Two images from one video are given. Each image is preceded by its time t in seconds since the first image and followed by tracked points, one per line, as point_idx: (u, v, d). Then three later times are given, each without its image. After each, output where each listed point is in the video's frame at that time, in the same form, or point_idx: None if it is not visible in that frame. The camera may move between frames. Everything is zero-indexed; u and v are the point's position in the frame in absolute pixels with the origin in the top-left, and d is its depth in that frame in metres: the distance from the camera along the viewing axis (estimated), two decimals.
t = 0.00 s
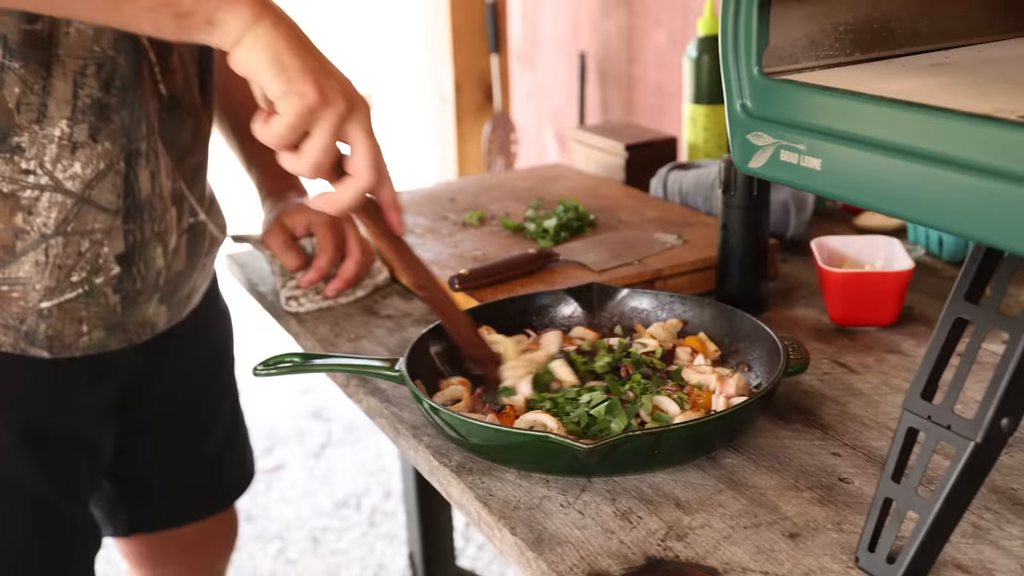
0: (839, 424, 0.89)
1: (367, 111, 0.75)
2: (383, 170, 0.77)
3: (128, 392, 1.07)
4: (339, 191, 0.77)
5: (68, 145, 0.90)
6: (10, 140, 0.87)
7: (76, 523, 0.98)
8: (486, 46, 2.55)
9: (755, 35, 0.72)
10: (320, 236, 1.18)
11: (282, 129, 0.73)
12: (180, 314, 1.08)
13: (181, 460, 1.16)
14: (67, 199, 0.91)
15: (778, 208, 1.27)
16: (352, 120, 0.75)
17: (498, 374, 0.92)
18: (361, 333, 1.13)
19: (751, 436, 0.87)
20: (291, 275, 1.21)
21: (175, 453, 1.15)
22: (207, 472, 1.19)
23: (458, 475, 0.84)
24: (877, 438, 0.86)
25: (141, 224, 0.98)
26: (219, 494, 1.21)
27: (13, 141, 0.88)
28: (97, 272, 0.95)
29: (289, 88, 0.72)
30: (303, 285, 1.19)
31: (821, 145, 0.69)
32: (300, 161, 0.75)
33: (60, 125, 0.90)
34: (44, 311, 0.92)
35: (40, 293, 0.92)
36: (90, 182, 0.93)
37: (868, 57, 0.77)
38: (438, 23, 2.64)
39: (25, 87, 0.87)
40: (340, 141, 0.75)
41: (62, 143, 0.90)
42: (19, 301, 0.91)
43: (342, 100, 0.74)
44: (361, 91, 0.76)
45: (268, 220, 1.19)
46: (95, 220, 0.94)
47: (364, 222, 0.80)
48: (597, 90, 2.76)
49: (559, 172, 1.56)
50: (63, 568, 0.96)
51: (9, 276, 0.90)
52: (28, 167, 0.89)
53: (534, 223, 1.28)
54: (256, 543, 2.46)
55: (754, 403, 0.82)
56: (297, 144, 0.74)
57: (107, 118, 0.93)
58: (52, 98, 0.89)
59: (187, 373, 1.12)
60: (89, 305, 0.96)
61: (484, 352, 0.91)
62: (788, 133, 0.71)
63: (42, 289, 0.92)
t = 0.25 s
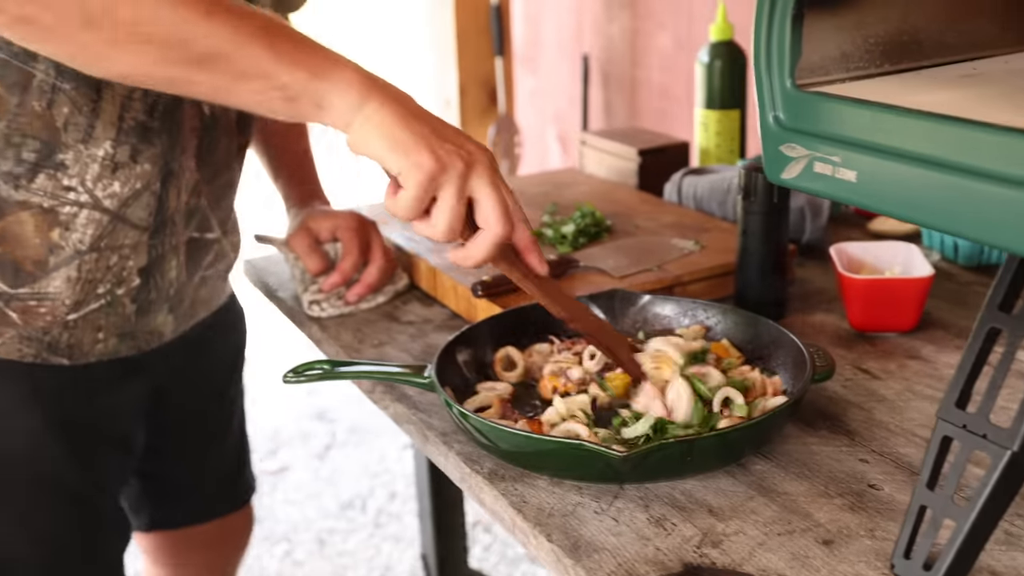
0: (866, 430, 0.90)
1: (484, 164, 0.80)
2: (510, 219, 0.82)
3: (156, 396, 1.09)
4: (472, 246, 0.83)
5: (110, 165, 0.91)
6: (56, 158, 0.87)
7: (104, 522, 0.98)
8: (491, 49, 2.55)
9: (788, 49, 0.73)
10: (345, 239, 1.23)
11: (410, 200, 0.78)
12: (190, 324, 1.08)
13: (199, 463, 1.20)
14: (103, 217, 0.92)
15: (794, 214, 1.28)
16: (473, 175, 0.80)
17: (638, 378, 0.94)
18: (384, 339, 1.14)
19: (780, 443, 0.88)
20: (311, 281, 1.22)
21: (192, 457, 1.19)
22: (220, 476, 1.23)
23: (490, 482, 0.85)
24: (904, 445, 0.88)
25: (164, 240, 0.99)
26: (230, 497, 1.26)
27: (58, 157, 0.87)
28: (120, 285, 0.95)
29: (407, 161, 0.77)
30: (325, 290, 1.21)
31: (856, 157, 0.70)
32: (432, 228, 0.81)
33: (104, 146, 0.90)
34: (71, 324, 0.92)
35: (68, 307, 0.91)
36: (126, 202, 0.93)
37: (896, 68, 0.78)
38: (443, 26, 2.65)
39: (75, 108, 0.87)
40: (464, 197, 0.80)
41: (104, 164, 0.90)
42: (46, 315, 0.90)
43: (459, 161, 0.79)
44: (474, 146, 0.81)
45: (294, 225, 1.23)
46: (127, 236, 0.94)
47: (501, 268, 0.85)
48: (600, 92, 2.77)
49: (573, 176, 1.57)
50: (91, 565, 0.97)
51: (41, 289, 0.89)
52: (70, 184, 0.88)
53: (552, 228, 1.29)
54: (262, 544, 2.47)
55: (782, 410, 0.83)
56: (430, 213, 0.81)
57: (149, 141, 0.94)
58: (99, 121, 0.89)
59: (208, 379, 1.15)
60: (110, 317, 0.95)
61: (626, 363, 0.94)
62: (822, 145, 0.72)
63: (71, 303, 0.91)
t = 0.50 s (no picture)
0: (898, 431, 0.92)
1: (472, 158, 0.76)
2: (494, 218, 0.76)
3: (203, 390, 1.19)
4: (450, 241, 0.76)
5: (169, 160, 0.99)
6: (118, 153, 0.96)
7: (156, 500, 1.04)
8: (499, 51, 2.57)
9: (831, 59, 0.74)
10: (375, 243, 1.25)
11: (392, 189, 0.75)
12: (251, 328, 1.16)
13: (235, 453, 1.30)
14: (162, 209, 1.00)
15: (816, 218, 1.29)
16: (457, 170, 0.75)
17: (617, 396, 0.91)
18: (414, 342, 1.16)
19: (815, 444, 0.90)
20: (341, 284, 1.25)
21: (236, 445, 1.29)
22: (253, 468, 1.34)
23: (532, 483, 0.87)
24: (937, 446, 0.89)
25: (226, 239, 1.07)
26: (268, 485, 1.37)
27: (121, 153, 0.96)
28: (183, 278, 1.04)
29: (393, 148, 0.74)
30: (354, 292, 1.23)
31: (899, 165, 0.72)
32: (410, 217, 0.76)
33: (164, 142, 0.98)
34: (132, 307, 1.00)
35: (129, 288, 1.00)
36: (185, 196, 1.02)
37: (932, 77, 0.80)
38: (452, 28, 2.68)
39: (138, 108, 0.96)
40: (446, 191, 0.75)
41: (164, 158, 0.99)
42: (109, 293, 0.99)
43: (446, 154, 0.75)
44: (463, 141, 0.77)
45: (326, 227, 1.27)
46: (188, 231, 1.03)
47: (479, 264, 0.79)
48: (608, 95, 2.81)
49: (593, 180, 1.59)
50: (147, 541, 1.03)
51: (105, 270, 0.98)
52: (131, 178, 0.97)
53: (576, 232, 1.30)
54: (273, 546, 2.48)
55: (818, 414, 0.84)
56: (407, 202, 0.76)
57: (206, 139, 1.02)
58: (161, 119, 0.97)
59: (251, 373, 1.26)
60: (172, 307, 1.04)
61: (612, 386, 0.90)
62: (864, 153, 0.74)
63: (133, 286, 1.00)
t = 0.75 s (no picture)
0: (893, 421, 0.93)
1: (442, 114, 0.82)
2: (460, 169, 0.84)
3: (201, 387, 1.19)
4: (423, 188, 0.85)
5: (174, 159, 1.01)
6: (123, 150, 0.98)
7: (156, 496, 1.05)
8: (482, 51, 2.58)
9: (831, 59, 0.77)
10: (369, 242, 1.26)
11: (366, 141, 0.83)
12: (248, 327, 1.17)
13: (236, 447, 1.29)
14: (163, 207, 1.02)
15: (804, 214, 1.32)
16: (426, 120, 0.82)
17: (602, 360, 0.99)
18: (411, 341, 1.17)
19: (813, 436, 0.92)
20: (336, 283, 1.27)
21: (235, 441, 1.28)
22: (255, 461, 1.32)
23: (537, 478, 0.88)
24: (932, 435, 0.91)
25: (228, 244, 1.09)
26: (264, 484, 1.35)
27: (127, 150, 0.98)
28: (184, 278, 1.05)
29: (360, 100, 0.81)
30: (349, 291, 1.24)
31: (899, 161, 0.74)
32: (384, 164, 0.83)
33: (169, 141, 1.01)
34: (133, 301, 1.02)
35: (129, 284, 1.01)
36: (187, 196, 1.03)
37: (929, 75, 0.82)
38: (437, 25, 2.72)
39: (144, 108, 0.98)
40: (418, 138, 0.82)
41: (168, 157, 1.01)
42: (109, 289, 1.00)
43: (414, 104, 0.82)
44: (435, 94, 0.84)
45: (321, 225, 1.28)
46: (189, 231, 1.04)
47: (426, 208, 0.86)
48: (589, 95, 2.92)
49: (582, 179, 1.61)
50: (146, 542, 1.04)
51: (105, 266, 0.99)
52: (135, 174, 0.99)
53: (569, 231, 1.32)
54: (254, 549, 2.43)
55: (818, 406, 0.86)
56: (381, 151, 0.83)
57: (212, 142, 1.04)
58: (167, 119, 1.00)
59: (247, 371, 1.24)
60: (172, 307, 1.05)
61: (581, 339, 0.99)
62: (865, 150, 0.76)
63: (134, 280, 1.02)
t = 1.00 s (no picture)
0: (846, 415, 0.96)
1: (448, 180, 0.79)
2: (469, 237, 0.81)
3: (159, 397, 1.19)
4: (432, 263, 0.82)
5: (127, 182, 1.01)
6: (77, 167, 0.97)
7: (116, 511, 1.06)
8: (425, 54, 2.60)
9: (784, 64, 0.79)
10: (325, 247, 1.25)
11: (370, 218, 0.78)
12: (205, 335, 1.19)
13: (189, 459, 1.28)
14: (116, 229, 1.02)
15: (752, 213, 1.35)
16: (434, 193, 0.79)
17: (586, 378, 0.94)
18: (370, 346, 1.17)
19: (770, 430, 0.94)
20: (291, 289, 1.26)
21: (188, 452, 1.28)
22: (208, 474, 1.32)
23: (502, 480, 0.89)
24: (884, 427, 0.94)
25: (179, 264, 1.09)
26: (214, 495, 1.35)
27: (80, 167, 0.98)
28: (133, 301, 1.06)
29: (367, 178, 0.76)
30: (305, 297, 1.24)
31: (852, 162, 0.76)
32: (392, 241, 0.80)
33: (123, 163, 1.00)
34: (77, 326, 1.02)
35: (76, 308, 1.02)
36: (140, 219, 1.03)
37: (876, 78, 0.85)
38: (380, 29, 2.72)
39: (99, 126, 0.97)
40: (425, 212, 0.79)
41: (122, 179, 1.01)
42: (53, 314, 1.00)
43: (418, 178, 0.78)
44: (436, 163, 0.80)
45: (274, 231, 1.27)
46: (140, 253, 1.04)
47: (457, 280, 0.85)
48: (533, 96, 2.94)
49: (532, 181, 1.62)
50: (107, 558, 1.04)
51: (50, 290, 0.99)
52: (88, 194, 0.99)
53: (523, 233, 1.33)
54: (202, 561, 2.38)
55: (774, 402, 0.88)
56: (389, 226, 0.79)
57: (167, 165, 1.04)
58: (122, 140, 0.99)
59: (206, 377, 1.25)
60: (120, 328, 1.06)
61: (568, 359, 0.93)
62: (818, 152, 0.78)
63: (80, 305, 1.02)
